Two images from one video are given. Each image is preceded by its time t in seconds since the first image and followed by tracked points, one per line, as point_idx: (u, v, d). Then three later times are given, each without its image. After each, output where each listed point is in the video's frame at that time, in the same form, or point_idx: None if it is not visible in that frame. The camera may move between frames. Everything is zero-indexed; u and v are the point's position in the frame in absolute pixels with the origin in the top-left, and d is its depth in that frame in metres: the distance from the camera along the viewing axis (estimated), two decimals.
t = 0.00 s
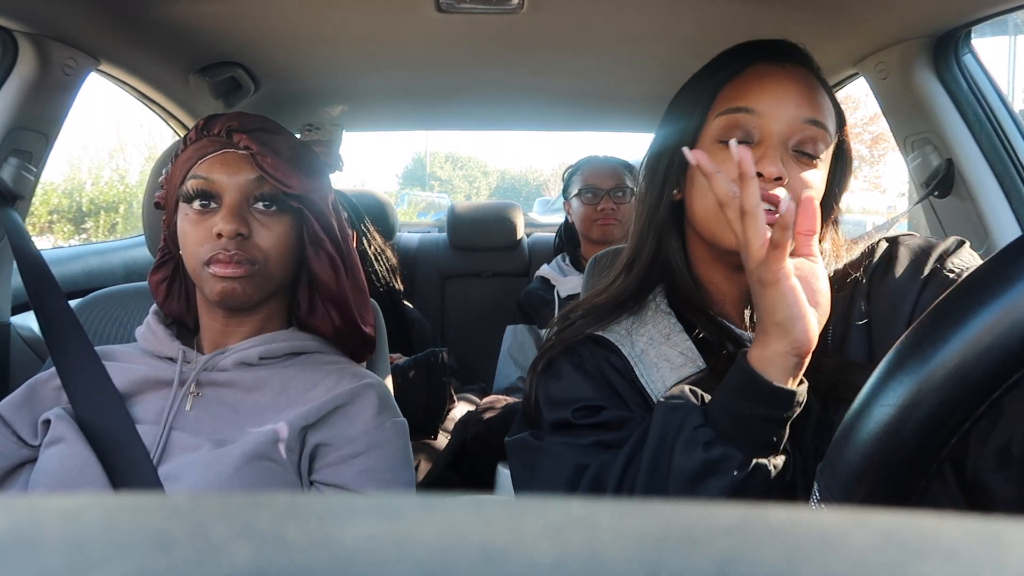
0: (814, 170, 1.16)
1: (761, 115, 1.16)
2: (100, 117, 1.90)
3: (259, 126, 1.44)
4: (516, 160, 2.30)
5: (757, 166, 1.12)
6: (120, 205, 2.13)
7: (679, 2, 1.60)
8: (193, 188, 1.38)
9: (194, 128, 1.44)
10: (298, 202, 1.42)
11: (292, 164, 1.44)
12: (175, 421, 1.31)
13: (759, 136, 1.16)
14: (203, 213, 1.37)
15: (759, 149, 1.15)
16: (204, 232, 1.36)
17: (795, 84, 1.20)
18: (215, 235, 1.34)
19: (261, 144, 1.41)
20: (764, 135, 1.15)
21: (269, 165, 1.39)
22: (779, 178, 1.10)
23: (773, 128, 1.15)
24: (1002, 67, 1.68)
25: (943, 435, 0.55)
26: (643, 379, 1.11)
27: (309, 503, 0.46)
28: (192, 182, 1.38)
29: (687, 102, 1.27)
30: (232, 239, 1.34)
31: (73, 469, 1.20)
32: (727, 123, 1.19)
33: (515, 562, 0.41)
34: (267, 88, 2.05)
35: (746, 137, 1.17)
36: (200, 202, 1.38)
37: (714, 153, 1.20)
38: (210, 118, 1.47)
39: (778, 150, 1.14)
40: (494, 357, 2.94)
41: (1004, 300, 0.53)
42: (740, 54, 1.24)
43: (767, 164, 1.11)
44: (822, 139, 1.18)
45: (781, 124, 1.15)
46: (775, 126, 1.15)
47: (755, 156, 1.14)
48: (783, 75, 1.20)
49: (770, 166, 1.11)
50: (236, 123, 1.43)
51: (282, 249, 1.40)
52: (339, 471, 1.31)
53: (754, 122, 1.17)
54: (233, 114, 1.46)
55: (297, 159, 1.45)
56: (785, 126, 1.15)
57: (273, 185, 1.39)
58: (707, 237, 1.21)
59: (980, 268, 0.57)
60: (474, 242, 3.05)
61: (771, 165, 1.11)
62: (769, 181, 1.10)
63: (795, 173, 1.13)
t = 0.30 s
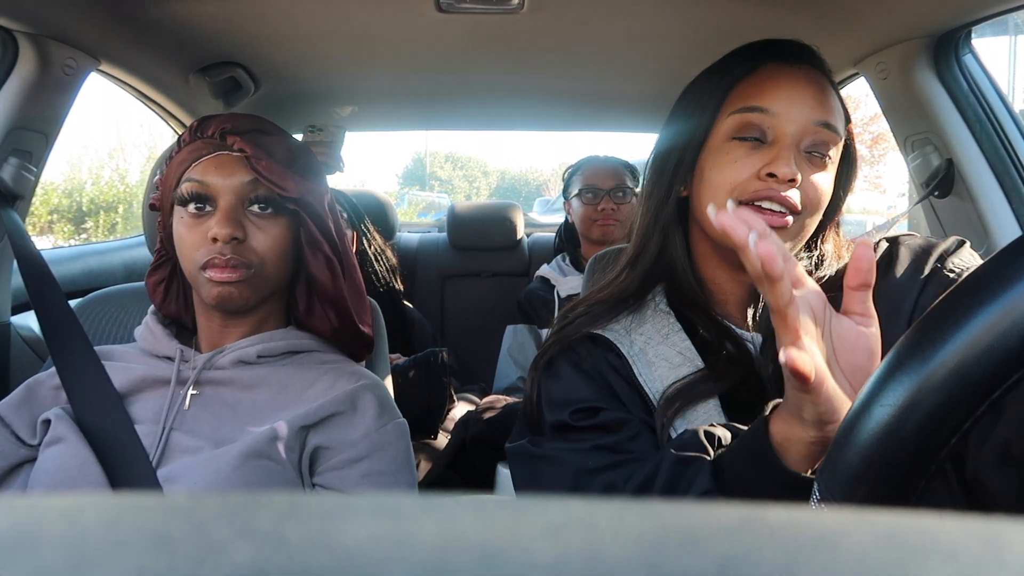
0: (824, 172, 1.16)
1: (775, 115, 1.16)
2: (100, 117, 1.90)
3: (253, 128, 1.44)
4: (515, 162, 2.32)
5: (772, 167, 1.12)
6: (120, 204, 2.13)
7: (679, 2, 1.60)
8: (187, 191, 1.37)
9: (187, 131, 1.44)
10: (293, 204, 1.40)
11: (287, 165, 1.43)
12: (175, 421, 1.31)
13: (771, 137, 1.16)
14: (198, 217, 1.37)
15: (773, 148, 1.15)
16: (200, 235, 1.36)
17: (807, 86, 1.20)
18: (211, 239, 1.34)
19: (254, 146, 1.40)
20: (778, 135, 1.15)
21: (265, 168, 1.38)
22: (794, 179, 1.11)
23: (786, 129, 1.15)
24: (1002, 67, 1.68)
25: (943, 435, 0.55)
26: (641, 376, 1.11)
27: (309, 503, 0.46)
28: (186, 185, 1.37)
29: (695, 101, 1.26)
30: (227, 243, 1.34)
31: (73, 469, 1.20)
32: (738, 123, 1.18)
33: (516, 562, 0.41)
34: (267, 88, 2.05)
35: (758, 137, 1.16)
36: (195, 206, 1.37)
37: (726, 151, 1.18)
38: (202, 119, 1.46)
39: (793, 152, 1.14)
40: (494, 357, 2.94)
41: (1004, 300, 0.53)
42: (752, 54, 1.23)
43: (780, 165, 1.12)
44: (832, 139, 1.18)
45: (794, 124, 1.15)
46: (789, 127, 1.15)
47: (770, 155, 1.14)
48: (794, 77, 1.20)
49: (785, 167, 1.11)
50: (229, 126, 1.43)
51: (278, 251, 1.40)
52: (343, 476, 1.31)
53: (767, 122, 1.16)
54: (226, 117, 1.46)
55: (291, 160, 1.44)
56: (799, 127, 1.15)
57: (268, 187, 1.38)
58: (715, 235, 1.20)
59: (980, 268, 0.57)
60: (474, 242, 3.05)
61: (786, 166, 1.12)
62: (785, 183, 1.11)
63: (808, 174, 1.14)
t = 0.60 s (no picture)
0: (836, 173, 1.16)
1: (790, 120, 1.13)
2: (100, 117, 1.89)
3: (227, 137, 1.37)
4: (516, 162, 2.31)
5: (793, 174, 1.11)
6: (120, 205, 2.14)
7: (679, 2, 1.60)
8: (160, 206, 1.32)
9: (166, 137, 1.40)
10: (255, 226, 1.32)
11: (256, 182, 1.35)
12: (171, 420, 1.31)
13: (788, 143, 1.13)
14: (169, 231, 1.32)
15: (791, 154, 1.13)
16: (169, 251, 1.31)
17: (814, 89, 1.16)
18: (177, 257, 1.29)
19: (215, 163, 1.32)
20: (794, 141, 1.13)
21: (230, 186, 1.31)
22: (813, 185, 1.11)
23: (801, 134, 1.13)
24: (1002, 67, 1.69)
25: (943, 435, 0.55)
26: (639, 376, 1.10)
27: (309, 503, 0.46)
28: (159, 199, 1.33)
29: (702, 103, 1.21)
30: (189, 261, 1.29)
31: (72, 470, 1.20)
32: (749, 129, 1.15)
33: (516, 562, 0.41)
34: (267, 88, 2.06)
35: (773, 142, 1.14)
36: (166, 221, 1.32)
37: (740, 157, 1.15)
38: (181, 127, 1.40)
39: (811, 156, 1.13)
40: (494, 357, 2.94)
41: (1004, 300, 0.53)
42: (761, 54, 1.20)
43: (802, 172, 1.11)
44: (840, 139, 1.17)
45: (808, 128, 1.13)
46: (804, 131, 1.13)
47: (790, 160, 1.12)
48: (804, 81, 1.17)
49: (804, 174, 1.11)
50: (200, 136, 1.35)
51: (248, 266, 1.33)
52: (326, 466, 1.31)
53: (782, 126, 1.13)
54: (203, 122, 1.40)
55: (262, 176, 1.37)
56: (813, 132, 1.13)
57: (232, 208, 1.31)
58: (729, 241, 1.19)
59: (979, 267, 0.57)
60: (474, 242, 3.05)
61: (806, 173, 1.11)
62: (806, 189, 1.11)
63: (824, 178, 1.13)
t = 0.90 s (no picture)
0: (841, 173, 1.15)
1: (799, 118, 1.13)
2: (100, 117, 1.89)
3: (220, 153, 1.32)
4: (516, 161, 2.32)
5: (804, 173, 1.09)
6: (120, 204, 2.14)
7: (679, 2, 1.60)
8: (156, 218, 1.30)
9: (160, 146, 1.37)
10: (244, 250, 1.28)
11: (246, 200, 1.30)
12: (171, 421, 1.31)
13: (797, 142, 1.12)
14: (166, 245, 1.30)
15: (800, 153, 1.11)
16: (166, 265, 1.29)
17: (821, 89, 1.16)
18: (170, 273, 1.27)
19: (202, 182, 1.28)
20: (804, 140, 1.12)
21: (219, 206, 1.27)
22: (824, 184, 1.09)
23: (809, 133, 1.12)
24: (1002, 67, 1.69)
25: (944, 435, 0.55)
26: (629, 387, 1.08)
27: (310, 503, 0.46)
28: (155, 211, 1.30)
29: (704, 102, 1.21)
30: (183, 278, 1.27)
31: (73, 469, 1.20)
32: (759, 126, 1.14)
33: (517, 562, 0.41)
34: (267, 88, 2.06)
35: (782, 141, 1.13)
36: (163, 234, 1.30)
37: (749, 155, 1.14)
38: (178, 134, 1.37)
39: (819, 155, 1.12)
40: (494, 357, 2.94)
41: (1005, 299, 0.53)
42: (764, 53, 1.21)
43: (813, 170, 1.09)
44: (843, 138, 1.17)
45: (816, 126, 1.12)
46: (811, 131, 1.12)
47: (801, 160, 1.11)
48: (808, 82, 1.16)
49: (816, 173, 1.09)
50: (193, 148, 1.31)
51: (243, 279, 1.31)
52: (316, 472, 1.29)
53: (790, 125, 1.13)
54: (196, 133, 1.35)
55: (255, 192, 1.31)
56: (821, 131, 1.13)
57: (221, 229, 1.27)
58: (736, 241, 1.16)
59: (980, 268, 0.57)
60: (474, 242, 3.05)
61: (818, 171, 1.09)
62: (816, 188, 1.09)
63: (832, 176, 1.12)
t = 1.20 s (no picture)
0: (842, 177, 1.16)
1: (800, 124, 1.12)
2: (100, 117, 1.89)
3: (209, 165, 1.31)
4: (516, 161, 2.32)
5: (805, 179, 1.10)
6: (120, 205, 2.13)
7: (679, 3, 1.60)
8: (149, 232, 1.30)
9: (149, 157, 1.36)
10: (237, 262, 1.27)
11: (237, 211, 1.29)
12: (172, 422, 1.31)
13: (799, 148, 1.12)
14: (161, 257, 1.30)
15: (801, 159, 1.11)
16: (162, 278, 1.30)
17: (823, 94, 1.16)
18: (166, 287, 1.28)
19: (192, 196, 1.27)
20: (804, 146, 1.12)
21: (210, 219, 1.26)
22: (825, 192, 1.10)
23: (809, 139, 1.12)
24: (1002, 67, 1.69)
25: (943, 435, 0.55)
26: (631, 388, 1.08)
27: (310, 503, 0.46)
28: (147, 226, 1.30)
29: (706, 103, 1.20)
30: (178, 292, 1.27)
31: (74, 470, 1.20)
32: (761, 133, 1.14)
33: (516, 562, 0.41)
34: (267, 88, 2.06)
35: (785, 147, 1.13)
36: (157, 247, 1.30)
37: (750, 161, 1.14)
38: (165, 146, 1.36)
39: (820, 160, 1.12)
40: (494, 357, 2.94)
41: (1005, 300, 0.53)
42: (766, 56, 1.20)
43: (815, 177, 1.10)
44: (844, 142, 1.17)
45: (817, 133, 1.12)
46: (812, 136, 1.12)
47: (801, 166, 1.11)
48: (809, 87, 1.16)
49: (817, 180, 1.09)
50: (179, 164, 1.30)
51: (237, 288, 1.31)
52: (322, 476, 1.31)
53: (791, 130, 1.13)
54: (183, 144, 1.34)
55: (245, 203, 1.30)
56: (822, 136, 1.13)
57: (213, 242, 1.26)
58: (737, 246, 1.16)
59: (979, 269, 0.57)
60: (474, 243, 3.05)
61: (818, 179, 1.10)
62: (818, 196, 1.09)
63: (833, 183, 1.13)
